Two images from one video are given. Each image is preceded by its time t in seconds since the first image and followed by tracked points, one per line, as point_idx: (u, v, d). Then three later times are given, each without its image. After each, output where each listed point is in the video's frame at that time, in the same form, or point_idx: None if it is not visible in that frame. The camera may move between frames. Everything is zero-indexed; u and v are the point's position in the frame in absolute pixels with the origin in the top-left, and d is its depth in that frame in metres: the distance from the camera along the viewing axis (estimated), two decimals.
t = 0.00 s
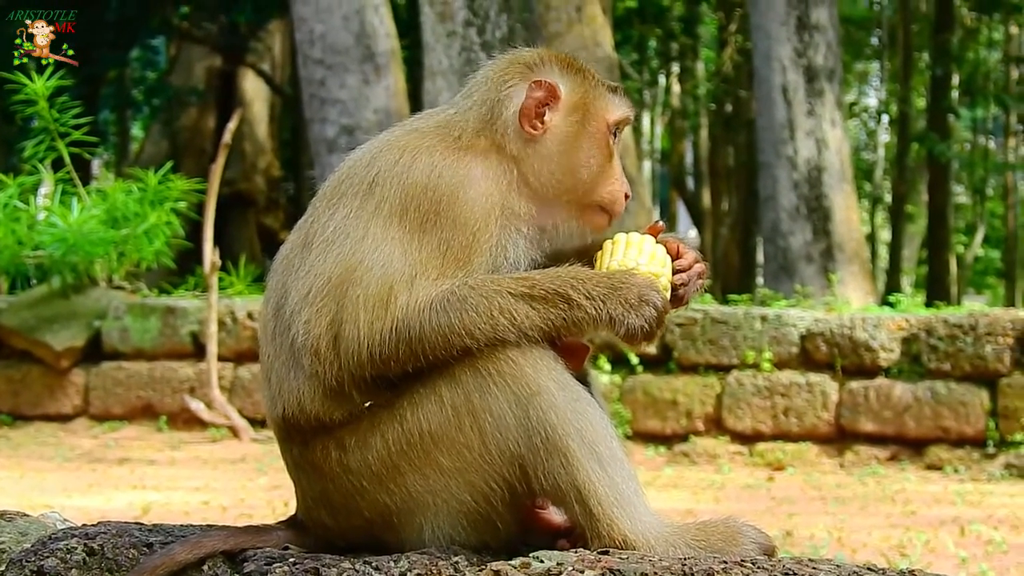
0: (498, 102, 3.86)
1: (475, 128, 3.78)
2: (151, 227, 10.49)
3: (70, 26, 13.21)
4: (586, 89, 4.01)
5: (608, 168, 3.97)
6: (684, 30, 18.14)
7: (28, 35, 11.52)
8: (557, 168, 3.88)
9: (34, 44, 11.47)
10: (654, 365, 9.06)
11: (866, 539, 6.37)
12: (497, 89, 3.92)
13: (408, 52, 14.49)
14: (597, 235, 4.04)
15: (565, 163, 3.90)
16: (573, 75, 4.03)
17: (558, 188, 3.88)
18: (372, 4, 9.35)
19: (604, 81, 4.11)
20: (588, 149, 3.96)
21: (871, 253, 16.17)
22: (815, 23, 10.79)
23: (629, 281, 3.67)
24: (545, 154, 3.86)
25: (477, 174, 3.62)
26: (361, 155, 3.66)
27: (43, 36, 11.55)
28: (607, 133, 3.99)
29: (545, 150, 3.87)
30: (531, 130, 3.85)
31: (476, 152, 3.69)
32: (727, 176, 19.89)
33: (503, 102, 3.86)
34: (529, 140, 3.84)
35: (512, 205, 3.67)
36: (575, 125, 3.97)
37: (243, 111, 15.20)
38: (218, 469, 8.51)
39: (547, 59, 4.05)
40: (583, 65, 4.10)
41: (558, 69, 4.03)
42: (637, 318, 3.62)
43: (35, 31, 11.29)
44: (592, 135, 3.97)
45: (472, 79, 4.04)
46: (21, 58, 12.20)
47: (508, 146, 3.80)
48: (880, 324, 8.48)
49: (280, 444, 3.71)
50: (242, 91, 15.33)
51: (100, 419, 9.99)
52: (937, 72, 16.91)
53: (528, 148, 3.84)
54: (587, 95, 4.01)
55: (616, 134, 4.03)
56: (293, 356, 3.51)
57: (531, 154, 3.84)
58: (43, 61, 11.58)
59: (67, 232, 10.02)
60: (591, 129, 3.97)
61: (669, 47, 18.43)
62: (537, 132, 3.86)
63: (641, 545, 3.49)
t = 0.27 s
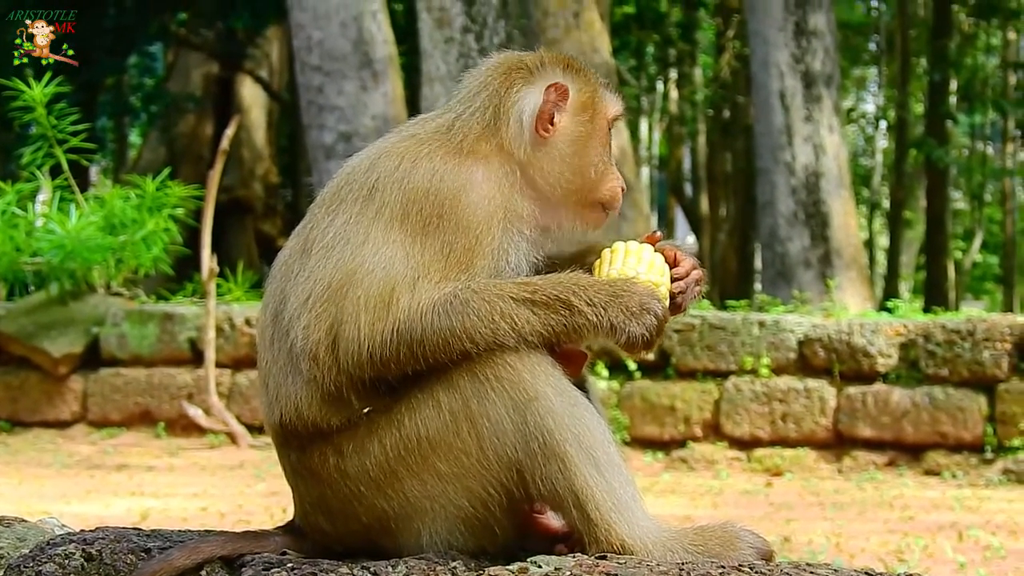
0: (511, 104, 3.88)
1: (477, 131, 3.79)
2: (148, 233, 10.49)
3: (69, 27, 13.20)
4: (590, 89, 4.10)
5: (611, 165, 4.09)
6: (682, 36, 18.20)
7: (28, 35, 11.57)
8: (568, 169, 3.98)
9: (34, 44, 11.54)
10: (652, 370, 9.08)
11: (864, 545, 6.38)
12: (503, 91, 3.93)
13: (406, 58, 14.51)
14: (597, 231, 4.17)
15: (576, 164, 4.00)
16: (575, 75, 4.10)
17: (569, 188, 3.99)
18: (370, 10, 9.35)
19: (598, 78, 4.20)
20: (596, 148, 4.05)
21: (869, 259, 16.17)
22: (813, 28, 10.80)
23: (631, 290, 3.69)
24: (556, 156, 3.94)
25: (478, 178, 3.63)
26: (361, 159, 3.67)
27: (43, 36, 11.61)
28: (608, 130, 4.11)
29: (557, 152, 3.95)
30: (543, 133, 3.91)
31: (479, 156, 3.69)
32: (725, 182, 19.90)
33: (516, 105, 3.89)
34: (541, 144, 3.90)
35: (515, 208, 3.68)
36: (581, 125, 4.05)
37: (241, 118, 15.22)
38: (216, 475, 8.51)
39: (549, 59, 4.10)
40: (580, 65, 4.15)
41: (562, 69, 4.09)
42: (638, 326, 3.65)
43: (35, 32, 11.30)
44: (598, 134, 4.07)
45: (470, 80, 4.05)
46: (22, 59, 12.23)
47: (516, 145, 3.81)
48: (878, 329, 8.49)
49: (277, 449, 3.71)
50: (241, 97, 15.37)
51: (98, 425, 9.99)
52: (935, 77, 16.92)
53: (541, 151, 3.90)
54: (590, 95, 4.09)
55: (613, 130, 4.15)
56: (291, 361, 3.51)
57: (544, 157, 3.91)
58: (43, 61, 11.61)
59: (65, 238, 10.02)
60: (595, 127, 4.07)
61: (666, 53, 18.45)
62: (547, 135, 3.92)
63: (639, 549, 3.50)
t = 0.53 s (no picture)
0: (510, 106, 3.89)
1: (479, 134, 3.79)
2: (148, 237, 10.47)
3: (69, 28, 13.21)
4: (588, 91, 4.11)
5: (611, 167, 4.10)
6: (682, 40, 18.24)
7: (28, 35, 11.53)
8: (569, 171, 3.99)
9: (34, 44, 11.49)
10: (652, 374, 9.06)
11: (864, 549, 6.38)
12: (503, 93, 3.94)
13: (406, 62, 14.52)
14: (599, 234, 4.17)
15: (575, 166, 4.01)
16: (573, 78, 4.12)
17: (571, 190, 4.00)
18: (370, 14, 9.38)
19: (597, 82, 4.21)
20: (596, 150, 4.06)
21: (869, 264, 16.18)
22: (813, 32, 10.81)
23: (634, 296, 3.70)
24: (556, 157, 3.95)
25: (481, 180, 3.64)
26: (363, 162, 3.67)
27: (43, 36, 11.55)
28: (607, 133, 4.12)
29: (556, 153, 3.96)
30: (541, 135, 3.92)
31: (480, 158, 3.70)
32: (725, 187, 19.93)
33: (516, 107, 3.90)
34: (540, 146, 3.92)
35: (516, 211, 3.69)
36: (580, 128, 4.06)
37: (241, 122, 15.25)
38: (216, 478, 8.51)
39: (547, 62, 4.12)
40: (579, 69, 4.17)
41: (560, 72, 4.10)
42: (641, 331, 3.65)
43: (35, 32, 11.22)
44: (597, 136, 4.08)
45: (470, 84, 4.06)
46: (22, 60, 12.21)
47: (514, 147, 3.82)
48: (877, 334, 8.50)
49: (278, 452, 3.72)
50: (240, 102, 15.37)
51: (98, 428, 10.00)
52: (935, 81, 16.94)
53: (541, 152, 3.91)
54: (588, 97, 4.10)
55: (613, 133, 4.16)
56: (292, 363, 3.51)
57: (544, 158, 3.92)
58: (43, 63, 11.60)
59: (65, 242, 10.00)
60: (594, 130, 4.08)
61: (667, 57, 18.47)
62: (546, 138, 3.93)
63: (639, 553, 3.50)
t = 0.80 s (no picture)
0: (509, 108, 3.89)
1: (479, 136, 3.79)
2: (150, 238, 10.46)
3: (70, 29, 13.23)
4: (586, 92, 4.10)
5: (611, 168, 4.09)
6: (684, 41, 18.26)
7: (28, 35, 11.40)
8: (569, 172, 3.98)
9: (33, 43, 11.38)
10: (653, 375, 9.08)
11: (865, 550, 6.38)
12: (502, 95, 3.94)
13: (407, 64, 14.53)
14: (600, 236, 4.16)
15: (575, 168, 4.00)
16: (572, 79, 4.11)
17: (571, 191, 3.98)
18: (371, 15, 9.39)
19: (598, 83, 4.20)
20: (595, 152, 4.06)
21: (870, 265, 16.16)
22: (815, 34, 10.81)
23: (634, 298, 3.70)
24: (555, 158, 3.94)
25: (482, 181, 3.64)
26: (364, 163, 3.68)
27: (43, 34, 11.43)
28: (607, 134, 4.10)
29: (555, 154, 3.95)
30: (539, 136, 3.92)
31: (481, 159, 3.70)
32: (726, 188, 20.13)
33: (515, 108, 3.90)
34: (539, 147, 3.91)
35: (517, 212, 3.69)
36: (580, 128, 4.05)
37: (243, 123, 15.29)
38: (217, 479, 8.51)
39: (546, 65, 4.11)
40: (578, 70, 4.17)
41: (558, 73, 4.10)
42: (641, 334, 3.65)
43: (34, 32, 10.92)
44: (596, 138, 4.07)
45: (470, 86, 4.06)
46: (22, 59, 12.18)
47: (512, 148, 3.81)
48: (878, 335, 8.50)
49: (279, 453, 3.72)
50: (241, 102, 15.55)
51: (99, 429, 10.00)
52: (936, 83, 16.93)
53: (540, 154, 3.90)
54: (588, 98, 4.09)
55: (612, 134, 4.15)
56: (293, 364, 3.52)
57: (543, 160, 3.91)
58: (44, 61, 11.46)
59: (66, 243, 10.00)
60: (593, 131, 4.07)
61: (668, 58, 18.47)
62: (544, 139, 3.92)
63: (640, 553, 3.50)
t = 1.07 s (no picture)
0: (509, 106, 3.88)
1: (479, 134, 3.79)
2: (151, 238, 10.47)
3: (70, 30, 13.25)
4: (585, 89, 4.08)
5: (611, 166, 4.08)
6: (685, 42, 18.26)
7: (28, 35, 11.40)
8: (566, 171, 3.97)
9: (34, 43, 11.39)
10: (654, 375, 9.07)
11: (865, 549, 6.38)
12: (502, 92, 3.93)
13: (408, 64, 14.55)
14: (601, 233, 4.17)
15: (575, 167, 3.99)
16: (571, 76, 4.10)
17: (568, 191, 3.99)
18: (373, 15, 9.40)
19: (600, 80, 4.18)
20: (595, 150, 4.05)
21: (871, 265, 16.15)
22: (816, 35, 10.81)
23: (634, 297, 3.69)
24: (553, 156, 3.94)
25: (482, 178, 3.64)
26: (364, 161, 3.68)
27: (42, 36, 11.25)
28: (607, 132, 4.09)
29: (553, 153, 3.94)
30: (538, 133, 3.91)
31: (481, 157, 3.70)
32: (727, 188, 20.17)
33: (514, 105, 3.89)
34: (538, 144, 3.90)
35: (518, 209, 3.69)
36: (579, 126, 4.04)
37: (244, 123, 15.30)
38: (218, 479, 8.51)
39: (545, 62, 4.10)
40: (579, 67, 4.15)
41: (558, 70, 4.08)
42: (641, 334, 3.65)
43: (35, 32, 10.89)
44: (595, 136, 4.05)
45: (470, 84, 4.06)
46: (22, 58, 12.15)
47: (510, 146, 3.81)
48: (879, 335, 8.49)
49: (279, 450, 3.72)
50: (243, 102, 15.50)
51: (100, 428, 10.00)
52: (938, 83, 16.93)
53: (538, 152, 3.90)
54: (588, 96, 4.08)
55: (613, 132, 4.13)
56: (294, 361, 3.52)
57: (541, 158, 3.90)
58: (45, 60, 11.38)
59: (67, 242, 10.00)
60: (593, 129, 4.05)
61: (670, 58, 18.47)
62: (543, 136, 3.91)
63: (640, 550, 3.50)
